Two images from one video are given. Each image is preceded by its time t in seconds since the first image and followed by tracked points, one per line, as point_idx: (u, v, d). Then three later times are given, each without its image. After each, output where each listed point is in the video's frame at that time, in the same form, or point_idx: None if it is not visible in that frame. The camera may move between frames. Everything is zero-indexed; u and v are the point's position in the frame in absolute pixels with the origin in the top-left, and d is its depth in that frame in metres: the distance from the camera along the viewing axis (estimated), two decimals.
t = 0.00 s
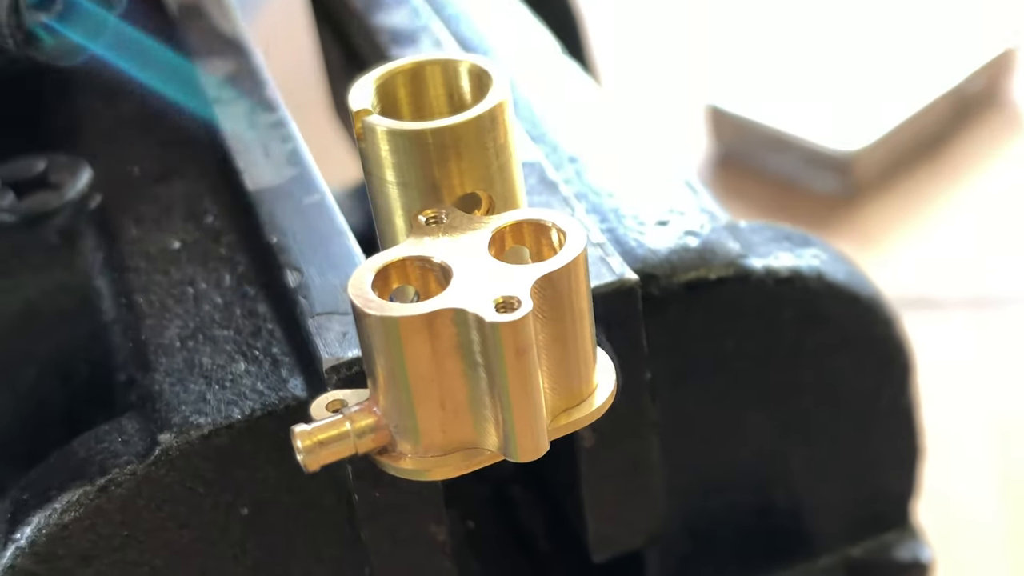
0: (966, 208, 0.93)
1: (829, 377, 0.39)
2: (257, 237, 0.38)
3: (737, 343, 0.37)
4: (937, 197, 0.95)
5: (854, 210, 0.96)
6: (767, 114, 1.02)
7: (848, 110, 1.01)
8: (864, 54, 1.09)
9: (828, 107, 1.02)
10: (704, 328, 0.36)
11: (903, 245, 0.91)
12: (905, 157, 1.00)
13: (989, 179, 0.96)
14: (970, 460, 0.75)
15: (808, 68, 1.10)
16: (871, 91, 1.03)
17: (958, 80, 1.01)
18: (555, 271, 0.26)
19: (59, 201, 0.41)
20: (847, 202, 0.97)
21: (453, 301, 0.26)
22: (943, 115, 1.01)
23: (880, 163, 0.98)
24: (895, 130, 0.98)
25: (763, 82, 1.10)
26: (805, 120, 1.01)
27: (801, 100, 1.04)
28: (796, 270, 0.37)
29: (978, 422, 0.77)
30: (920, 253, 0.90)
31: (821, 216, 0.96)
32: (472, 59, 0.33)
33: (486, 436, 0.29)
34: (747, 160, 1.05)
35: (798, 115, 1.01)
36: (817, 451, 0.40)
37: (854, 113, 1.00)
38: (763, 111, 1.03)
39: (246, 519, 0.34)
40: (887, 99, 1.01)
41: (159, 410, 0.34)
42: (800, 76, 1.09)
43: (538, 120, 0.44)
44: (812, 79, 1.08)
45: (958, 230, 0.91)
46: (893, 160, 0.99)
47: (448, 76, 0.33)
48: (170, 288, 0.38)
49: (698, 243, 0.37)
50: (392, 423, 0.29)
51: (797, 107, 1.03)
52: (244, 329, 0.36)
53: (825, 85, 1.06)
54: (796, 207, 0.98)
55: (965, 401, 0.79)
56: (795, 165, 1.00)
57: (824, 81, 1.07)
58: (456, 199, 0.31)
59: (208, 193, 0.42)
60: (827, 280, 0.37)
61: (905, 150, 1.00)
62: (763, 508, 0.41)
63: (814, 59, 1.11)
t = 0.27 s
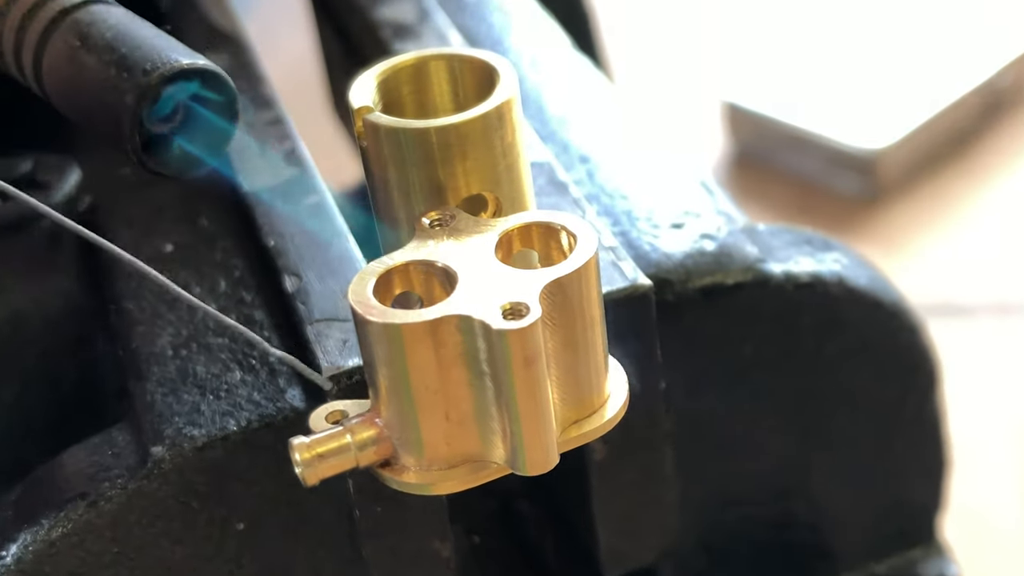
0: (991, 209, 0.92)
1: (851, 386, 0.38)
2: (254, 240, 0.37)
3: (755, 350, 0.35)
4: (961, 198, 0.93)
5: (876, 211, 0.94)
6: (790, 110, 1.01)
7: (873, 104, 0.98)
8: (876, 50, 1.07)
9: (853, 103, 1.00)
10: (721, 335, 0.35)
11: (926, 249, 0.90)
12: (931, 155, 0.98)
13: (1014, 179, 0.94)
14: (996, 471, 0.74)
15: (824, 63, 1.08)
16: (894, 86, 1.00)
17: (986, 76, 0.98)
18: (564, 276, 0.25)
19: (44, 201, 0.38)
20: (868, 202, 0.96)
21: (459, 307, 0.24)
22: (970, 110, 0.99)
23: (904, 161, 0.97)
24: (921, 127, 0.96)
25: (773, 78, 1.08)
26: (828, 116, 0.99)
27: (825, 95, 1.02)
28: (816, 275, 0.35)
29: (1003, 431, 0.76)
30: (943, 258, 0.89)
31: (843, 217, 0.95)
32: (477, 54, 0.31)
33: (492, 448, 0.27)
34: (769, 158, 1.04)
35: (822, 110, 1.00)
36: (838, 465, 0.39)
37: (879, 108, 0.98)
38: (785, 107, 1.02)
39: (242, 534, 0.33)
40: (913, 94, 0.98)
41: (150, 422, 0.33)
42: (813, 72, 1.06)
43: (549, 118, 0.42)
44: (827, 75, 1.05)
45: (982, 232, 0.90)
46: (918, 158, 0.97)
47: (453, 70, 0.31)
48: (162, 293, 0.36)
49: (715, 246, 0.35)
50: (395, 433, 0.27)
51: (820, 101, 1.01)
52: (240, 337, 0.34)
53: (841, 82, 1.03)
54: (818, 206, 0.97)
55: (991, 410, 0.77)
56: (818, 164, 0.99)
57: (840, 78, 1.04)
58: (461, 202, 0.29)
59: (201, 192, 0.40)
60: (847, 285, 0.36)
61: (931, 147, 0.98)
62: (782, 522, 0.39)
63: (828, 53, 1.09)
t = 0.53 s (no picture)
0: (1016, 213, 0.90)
1: (874, 397, 0.36)
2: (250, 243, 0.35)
3: (773, 358, 0.34)
4: (985, 202, 0.91)
5: (897, 213, 0.92)
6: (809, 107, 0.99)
7: (896, 105, 0.97)
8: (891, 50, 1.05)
9: (874, 103, 0.98)
10: (737, 343, 0.33)
11: (951, 253, 0.88)
12: (952, 158, 0.96)
13: None
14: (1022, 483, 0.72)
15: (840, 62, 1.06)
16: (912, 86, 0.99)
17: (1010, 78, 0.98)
18: (575, 280, 0.23)
19: (35, 205, 0.38)
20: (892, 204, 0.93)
21: (463, 313, 0.22)
22: (989, 115, 0.98)
23: (924, 165, 0.95)
24: (942, 129, 0.94)
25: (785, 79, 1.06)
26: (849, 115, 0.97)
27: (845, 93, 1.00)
28: (838, 279, 0.34)
29: None
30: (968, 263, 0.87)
31: (862, 217, 0.92)
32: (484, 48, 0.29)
33: (499, 460, 0.25)
34: (785, 156, 1.02)
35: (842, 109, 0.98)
36: (861, 478, 0.37)
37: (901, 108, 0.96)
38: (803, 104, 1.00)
39: (240, 550, 0.31)
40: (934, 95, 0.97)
41: (142, 432, 0.31)
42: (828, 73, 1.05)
43: (558, 117, 0.41)
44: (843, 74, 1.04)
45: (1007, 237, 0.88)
46: (939, 161, 0.96)
47: (459, 66, 0.29)
48: (155, 299, 0.35)
49: (731, 250, 0.34)
50: (397, 445, 0.25)
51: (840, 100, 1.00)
52: (236, 344, 0.33)
53: (858, 82, 1.02)
54: (836, 207, 0.94)
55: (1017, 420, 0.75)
56: (836, 163, 0.97)
57: (856, 77, 1.03)
58: (465, 205, 0.27)
59: (197, 197, 0.39)
60: (870, 290, 0.34)
61: (952, 151, 0.96)
62: (802, 539, 0.38)
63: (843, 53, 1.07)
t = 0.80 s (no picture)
0: None
1: (895, 407, 0.35)
2: (246, 247, 0.34)
3: (791, 366, 0.32)
4: (1007, 204, 0.91)
5: (920, 215, 0.92)
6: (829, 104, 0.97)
7: (917, 103, 0.95)
8: (906, 48, 1.03)
9: (895, 101, 0.96)
10: (754, 350, 0.32)
11: (971, 256, 0.87)
12: (974, 160, 0.95)
13: None
14: None
15: (855, 60, 1.04)
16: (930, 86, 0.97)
17: None
18: (583, 285, 0.22)
19: (22, 205, 0.38)
20: (913, 204, 0.93)
21: (469, 319, 0.21)
22: (1010, 115, 0.97)
23: (948, 163, 0.93)
24: (966, 129, 0.93)
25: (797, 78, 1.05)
26: (870, 113, 0.95)
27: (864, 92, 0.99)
28: (859, 283, 0.32)
29: None
30: (989, 266, 0.86)
31: (879, 220, 0.92)
32: (489, 42, 0.27)
33: (505, 473, 0.23)
34: (802, 156, 1.01)
35: (863, 106, 0.96)
36: (881, 490, 0.36)
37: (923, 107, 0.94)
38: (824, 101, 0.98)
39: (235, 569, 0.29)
40: (956, 95, 0.95)
41: (134, 444, 0.29)
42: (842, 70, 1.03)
43: (565, 116, 0.39)
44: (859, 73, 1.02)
45: None
46: (961, 163, 0.94)
47: (463, 61, 0.27)
48: (147, 304, 0.34)
49: (747, 253, 0.32)
50: (399, 456, 0.23)
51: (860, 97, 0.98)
52: (231, 351, 0.31)
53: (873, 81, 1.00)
54: (852, 207, 0.94)
55: None
56: (857, 159, 0.96)
57: (872, 76, 1.01)
58: (469, 207, 0.26)
59: (191, 199, 0.38)
60: (892, 295, 0.33)
61: (975, 149, 0.95)
62: (819, 552, 0.36)
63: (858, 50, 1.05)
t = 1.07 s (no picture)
0: None
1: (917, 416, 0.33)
2: (242, 250, 0.33)
3: (810, 374, 0.31)
4: None
5: (943, 217, 0.91)
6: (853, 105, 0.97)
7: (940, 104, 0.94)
8: (921, 49, 1.02)
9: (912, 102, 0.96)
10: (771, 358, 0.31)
11: (992, 260, 0.85)
12: (1001, 162, 0.94)
13: None
14: None
15: (871, 61, 1.03)
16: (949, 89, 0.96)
17: None
18: (594, 290, 0.20)
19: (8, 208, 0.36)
20: (935, 206, 0.92)
21: (476, 325, 0.20)
22: None
23: (971, 164, 0.92)
24: (990, 129, 0.92)
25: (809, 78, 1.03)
26: (891, 113, 0.95)
27: (884, 94, 0.98)
28: (880, 288, 0.31)
29: None
30: (1010, 270, 0.84)
31: (902, 223, 0.91)
32: (497, 37, 0.26)
33: (512, 486, 0.22)
34: (824, 159, 1.01)
35: (884, 106, 0.96)
36: (901, 502, 0.35)
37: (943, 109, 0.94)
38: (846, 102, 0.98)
39: None
40: (978, 95, 0.94)
41: (126, 455, 0.28)
42: (857, 72, 1.02)
43: (575, 116, 0.38)
44: (874, 75, 1.01)
45: None
46: (987, 165, 0.93)
47: (468, 57, 0.26)
48: (139, 311, 0.33)
49: (764, 257, 0.31)
50: (401, 469, 0.22)
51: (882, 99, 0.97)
52: (226, 358, 0.30)
53: (891, 83, 0.99)
54: (874, 211, 0.94)
55: None
56: (878, 166, 0.96)
57: (890, 78, 1.00)
58: (474, 209, 0.25)
59: (185, 201, 0.37)
60: (914, 300, 0.31)
61: (997, 150, 0.93)
62: (836, 561, 0.36)
63: (873, 51, 1.04)
